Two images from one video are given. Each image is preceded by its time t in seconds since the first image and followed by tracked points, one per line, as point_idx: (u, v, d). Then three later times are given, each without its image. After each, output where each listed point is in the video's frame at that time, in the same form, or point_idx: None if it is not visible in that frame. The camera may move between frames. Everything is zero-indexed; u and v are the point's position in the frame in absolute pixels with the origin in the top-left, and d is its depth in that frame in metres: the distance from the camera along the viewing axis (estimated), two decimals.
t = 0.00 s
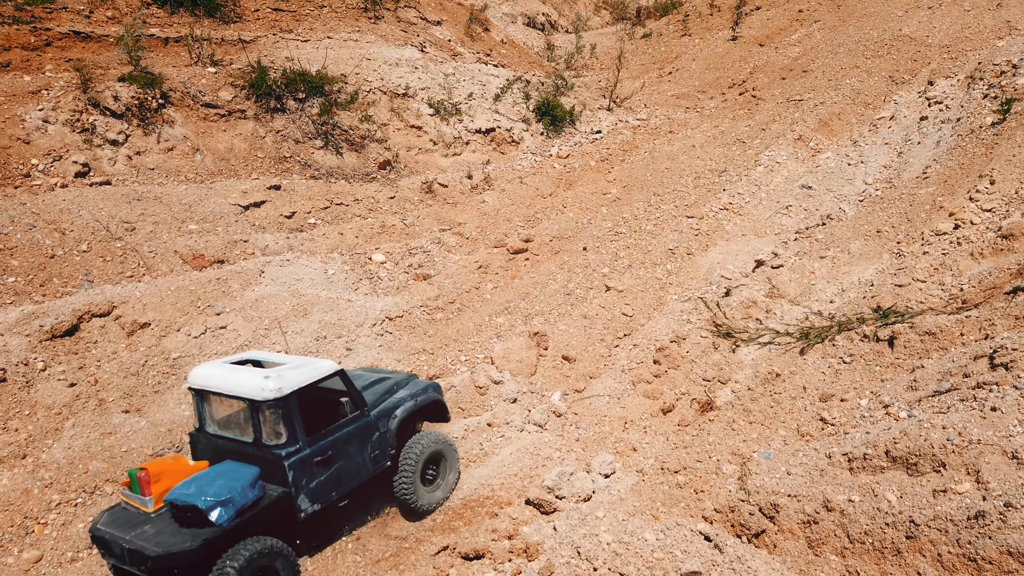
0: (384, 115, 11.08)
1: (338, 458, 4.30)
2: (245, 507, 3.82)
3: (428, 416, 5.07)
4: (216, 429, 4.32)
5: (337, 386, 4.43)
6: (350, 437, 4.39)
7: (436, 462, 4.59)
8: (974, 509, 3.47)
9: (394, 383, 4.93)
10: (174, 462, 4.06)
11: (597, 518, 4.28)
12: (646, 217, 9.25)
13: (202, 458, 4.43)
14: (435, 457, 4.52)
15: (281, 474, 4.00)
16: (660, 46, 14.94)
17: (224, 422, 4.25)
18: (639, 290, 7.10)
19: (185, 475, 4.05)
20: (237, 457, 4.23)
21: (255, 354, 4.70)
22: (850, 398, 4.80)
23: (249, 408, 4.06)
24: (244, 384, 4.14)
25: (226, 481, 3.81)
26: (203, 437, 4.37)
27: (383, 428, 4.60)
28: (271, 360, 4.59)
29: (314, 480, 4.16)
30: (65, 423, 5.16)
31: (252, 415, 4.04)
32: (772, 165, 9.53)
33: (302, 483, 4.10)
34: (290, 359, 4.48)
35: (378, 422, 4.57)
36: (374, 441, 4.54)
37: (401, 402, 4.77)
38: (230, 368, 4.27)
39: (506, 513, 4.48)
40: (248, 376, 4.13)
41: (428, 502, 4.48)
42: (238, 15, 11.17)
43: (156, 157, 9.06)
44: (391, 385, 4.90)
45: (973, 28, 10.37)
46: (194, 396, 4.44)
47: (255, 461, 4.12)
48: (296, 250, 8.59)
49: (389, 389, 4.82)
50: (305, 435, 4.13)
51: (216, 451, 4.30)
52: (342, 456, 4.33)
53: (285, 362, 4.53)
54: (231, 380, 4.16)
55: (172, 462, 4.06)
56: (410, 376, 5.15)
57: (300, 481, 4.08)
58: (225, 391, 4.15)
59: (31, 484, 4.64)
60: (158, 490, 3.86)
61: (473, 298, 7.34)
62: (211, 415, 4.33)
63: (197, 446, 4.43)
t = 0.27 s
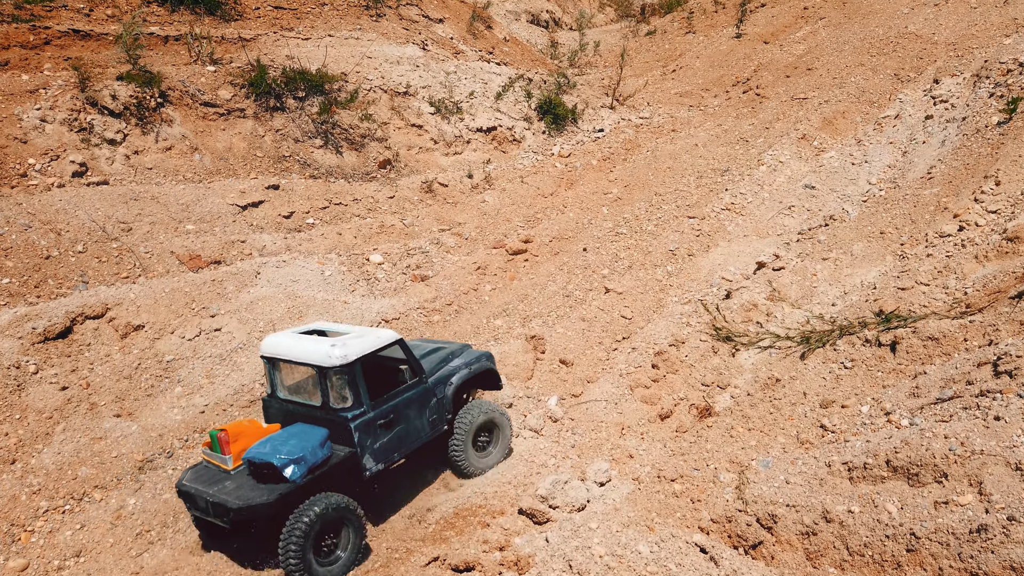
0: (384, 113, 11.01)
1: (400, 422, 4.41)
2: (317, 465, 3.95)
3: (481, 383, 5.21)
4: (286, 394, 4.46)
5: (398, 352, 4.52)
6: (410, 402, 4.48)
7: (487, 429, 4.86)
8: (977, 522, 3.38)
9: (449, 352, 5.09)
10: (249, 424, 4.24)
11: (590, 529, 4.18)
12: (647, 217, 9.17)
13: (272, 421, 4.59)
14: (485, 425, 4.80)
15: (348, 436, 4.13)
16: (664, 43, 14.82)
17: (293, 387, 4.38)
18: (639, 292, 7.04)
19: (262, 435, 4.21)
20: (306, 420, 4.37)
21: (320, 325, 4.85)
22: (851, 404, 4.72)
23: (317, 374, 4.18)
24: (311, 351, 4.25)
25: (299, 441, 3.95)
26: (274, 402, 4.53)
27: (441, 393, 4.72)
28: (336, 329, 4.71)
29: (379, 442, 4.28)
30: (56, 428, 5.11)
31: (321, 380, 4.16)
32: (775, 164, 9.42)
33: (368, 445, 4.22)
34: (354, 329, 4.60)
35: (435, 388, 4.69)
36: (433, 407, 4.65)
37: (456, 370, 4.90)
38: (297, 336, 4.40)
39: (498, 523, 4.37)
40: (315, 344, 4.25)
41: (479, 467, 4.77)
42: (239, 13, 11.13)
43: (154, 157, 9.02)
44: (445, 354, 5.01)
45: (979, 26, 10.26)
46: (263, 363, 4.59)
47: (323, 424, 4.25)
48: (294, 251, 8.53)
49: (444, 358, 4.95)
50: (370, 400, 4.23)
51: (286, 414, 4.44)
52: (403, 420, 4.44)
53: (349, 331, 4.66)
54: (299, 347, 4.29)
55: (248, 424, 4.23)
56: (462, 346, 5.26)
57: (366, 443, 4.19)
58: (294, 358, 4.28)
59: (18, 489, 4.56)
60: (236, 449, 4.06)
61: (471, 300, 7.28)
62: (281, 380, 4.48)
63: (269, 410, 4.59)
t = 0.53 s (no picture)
0: (382, 112, 10.88)
1: (479, 403, 4.56)
2: (405, 444, 4.15)
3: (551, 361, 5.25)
4: (371, 367, 4.63)
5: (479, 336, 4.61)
6: (489, 384, 4.61)
7: (552, 408, 4.99)
8: (982, 545, 3.26)
9: (521, 331, 5.02)
10: (339, 395, 4.46)
11: (581, 550, 4.06)
12: (646, 218, 9.04)
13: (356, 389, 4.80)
14: (548, 407, 4.92)
15: (432, 416, 4.30)
16: (666, 40, 14.66)
17: (380, 363, 4.55)
18: (636, 297, 6.93)
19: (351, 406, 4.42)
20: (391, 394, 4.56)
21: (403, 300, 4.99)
22: (852, 416, 4.59)
23: (407, 357, 4.33)
24: (401, 332, 4.41)
25: (389, 419, 4.15)
26: (359, 372, 4.71)
27: (515, 375, 4.80)
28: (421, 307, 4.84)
29: (460, 422, 4.46)
30: (39, 437, 5.01)
31: (410, 363, 4.31)
32: (777, 164, 9.28)
33: (450, 424, 4.39)
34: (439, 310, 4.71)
35: (511, 370, 4.77)
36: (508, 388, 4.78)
37: (530, 351, 4.94)
38: (387, 316, 4.55)
39: (487, 540, 4.23)
40: (406, 326, 4.39)
41: (539, 444, 4.93)
42: (236, 10, 10.98)
43: (147, 157, 8.90)
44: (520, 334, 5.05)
45: (985, 23, 10.10)
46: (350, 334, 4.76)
47: (409, 401, 4.43)
48: (287, 253, 8.42)
49: (518, 338, 4.96)
50: (454, 383, 4.38)
51: (370, 386, 4.63)
52: (482, 401, 4.58)
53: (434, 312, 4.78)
54: (390, 328, 4.43)
55: (338, 394, 4.44)
56: (533, 324, 5.27)
57: (448, 424, 4.37)
58: (383, 338, 4.44)
59: None
60: (329, 419, 4.30)
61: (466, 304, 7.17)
62: (366, 352, 4.64)
63: (353, 378, 4.79)
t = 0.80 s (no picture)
0: (379, 112, 10.75)
1: (518, 387, 4.66)
2: (447, 424, 4.26)
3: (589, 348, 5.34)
4: (415, 348, 4.75)
5: (520, 321, 4.71)
6: (528, 369, 4.70)
7: (588, 392, 5.07)
8: (988, 570, 3.14)
9: (561, 318, 5.16)
10: (383, 374, 4.57)
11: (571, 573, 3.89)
12: (645, 220, 8.91)
13: (399, 369, 4.93)
14: (586, 391, 5.02)
15: (474, 397, 4.41)
16: (668, 38, 14.49)
17: (424, 344, 4.67)
18: (634, 302, 6.81)
19: (395, 386, 4.54)
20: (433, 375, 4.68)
21: (446, 284, 5.11)
22: (854, 429, 4.46)
23: (451, 340, 4.44)
24: (445, 315, 4.52)
25: (432, 399, 4.25)
26: (402, 352, 4.83)
27: (554, 361, 4.89)
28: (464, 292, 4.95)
29: (500, 405, 4.56)
30: (21, 448, 4.90)
31: (454, 346, 4.42)
32: (778, 165, 9.14)
33: (490, 406, 4.50)
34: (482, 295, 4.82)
35: (550, 355, 4.86)
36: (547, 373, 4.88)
37: (568, 338, 5.03)
38: (433, 299, 4.67)
39: (474, 562, 4.06)
40: (451, 310, 4.50)
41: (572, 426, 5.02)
42: (232, 9, 10.85)
43: (140, 158, 8.79)
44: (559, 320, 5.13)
45: (991, 20, 9.94)
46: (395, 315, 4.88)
47: (450, 382, 4.54)
48: (281, 256, 8.30)
49: (556, 324, 5.06)
50: (495, 366, 4.48)
51: (413, 366, 4.75)
52: (521, 385, 4.68)
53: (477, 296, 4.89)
54: (435, 311, 4.55)
55: (383, 373, 4.56)
56: (572, 311, 5.36)
57: (488, 406, 4.47)
58: (429, 320, 4.55)
59: None
60: (373, 397, 4.41)
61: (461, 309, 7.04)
62: (410, 334, 4.76)
63: (396, 358, 4.91)
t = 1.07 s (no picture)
0: (371, 111, 10.58)
1: (541, 373, 4.68)
2: (466, 407, 4.31)
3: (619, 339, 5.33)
4: (443, 335, 4.84)
5: (544, 310, 4.74)
6: (551, 356, 4.72)
7: (616, 380, 5.11)
8: None
9: (590, 308, 5.18)
10: (411, 359, 4.67)
11: None
12: (639, 221, 8.74)
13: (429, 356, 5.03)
14: (614, 378, 5.04)
15: (494, 383, 4.46)
16: (667, 35, 14.30)
17: (450, 330, 4.76)
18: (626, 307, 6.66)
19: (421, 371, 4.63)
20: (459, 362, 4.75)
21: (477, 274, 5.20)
22: (848, 444, 4.30)
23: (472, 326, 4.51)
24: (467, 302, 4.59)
25: (452, 383, 4.31)
26: (432, 339, 4.93)
27: (579, 349, 4.90)
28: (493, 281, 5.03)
29: (522, 391, 4.59)
30: None
31: (475, 331, 4.49)
32: (775, 165, 8.96)
33: (511, 392, 4.54)
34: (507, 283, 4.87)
35: (575, 344, 4.88)
36: (571, 361, 4.89)
37: (596, 327, 5.04)
38: (458, 287, 4.76)
39: None
40: (473, 297, 4.57)
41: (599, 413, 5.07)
42: (224, 6, 10.68)
43: (125, 158, 8.62)
44: (587, 310, 5.15)
45: (993, 17, 9.74)
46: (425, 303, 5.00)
47: (473, 368, 4.61)
48: (267, 259, 8.12)
49: (585, 314, 5.08)
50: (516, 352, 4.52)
51: (441, 352, 4.84)
52: (544, 371, 4.70)
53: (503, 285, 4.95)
54: (459, 298, 4.63)
55: (411, 358, 4.66)
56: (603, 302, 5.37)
57: (509, 391, 4.51)
58: (452, 307, 4.64)
59: None
60: (399, 381, 4.50)
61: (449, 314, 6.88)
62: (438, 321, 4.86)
63: (427, 345, 5.02)
